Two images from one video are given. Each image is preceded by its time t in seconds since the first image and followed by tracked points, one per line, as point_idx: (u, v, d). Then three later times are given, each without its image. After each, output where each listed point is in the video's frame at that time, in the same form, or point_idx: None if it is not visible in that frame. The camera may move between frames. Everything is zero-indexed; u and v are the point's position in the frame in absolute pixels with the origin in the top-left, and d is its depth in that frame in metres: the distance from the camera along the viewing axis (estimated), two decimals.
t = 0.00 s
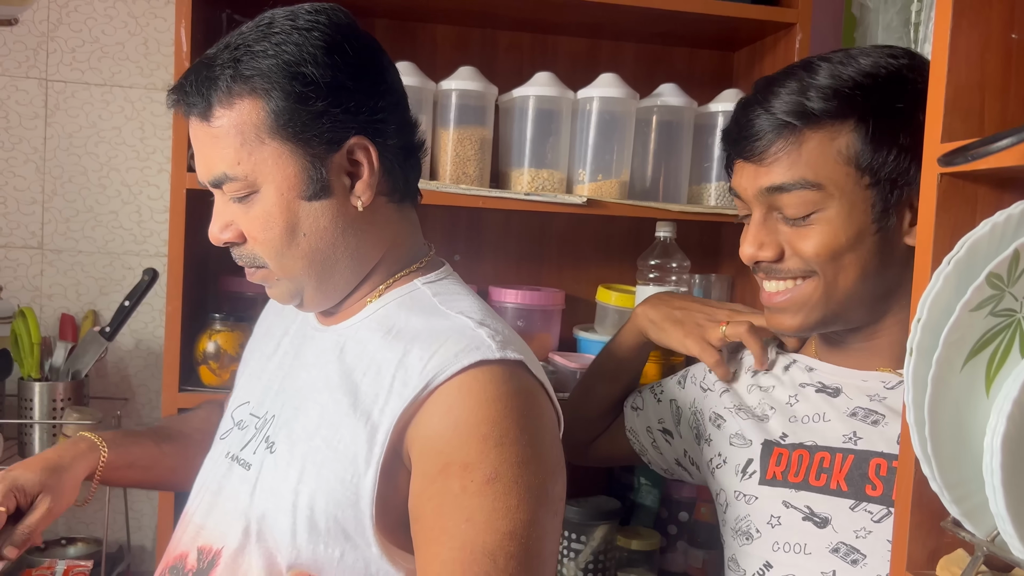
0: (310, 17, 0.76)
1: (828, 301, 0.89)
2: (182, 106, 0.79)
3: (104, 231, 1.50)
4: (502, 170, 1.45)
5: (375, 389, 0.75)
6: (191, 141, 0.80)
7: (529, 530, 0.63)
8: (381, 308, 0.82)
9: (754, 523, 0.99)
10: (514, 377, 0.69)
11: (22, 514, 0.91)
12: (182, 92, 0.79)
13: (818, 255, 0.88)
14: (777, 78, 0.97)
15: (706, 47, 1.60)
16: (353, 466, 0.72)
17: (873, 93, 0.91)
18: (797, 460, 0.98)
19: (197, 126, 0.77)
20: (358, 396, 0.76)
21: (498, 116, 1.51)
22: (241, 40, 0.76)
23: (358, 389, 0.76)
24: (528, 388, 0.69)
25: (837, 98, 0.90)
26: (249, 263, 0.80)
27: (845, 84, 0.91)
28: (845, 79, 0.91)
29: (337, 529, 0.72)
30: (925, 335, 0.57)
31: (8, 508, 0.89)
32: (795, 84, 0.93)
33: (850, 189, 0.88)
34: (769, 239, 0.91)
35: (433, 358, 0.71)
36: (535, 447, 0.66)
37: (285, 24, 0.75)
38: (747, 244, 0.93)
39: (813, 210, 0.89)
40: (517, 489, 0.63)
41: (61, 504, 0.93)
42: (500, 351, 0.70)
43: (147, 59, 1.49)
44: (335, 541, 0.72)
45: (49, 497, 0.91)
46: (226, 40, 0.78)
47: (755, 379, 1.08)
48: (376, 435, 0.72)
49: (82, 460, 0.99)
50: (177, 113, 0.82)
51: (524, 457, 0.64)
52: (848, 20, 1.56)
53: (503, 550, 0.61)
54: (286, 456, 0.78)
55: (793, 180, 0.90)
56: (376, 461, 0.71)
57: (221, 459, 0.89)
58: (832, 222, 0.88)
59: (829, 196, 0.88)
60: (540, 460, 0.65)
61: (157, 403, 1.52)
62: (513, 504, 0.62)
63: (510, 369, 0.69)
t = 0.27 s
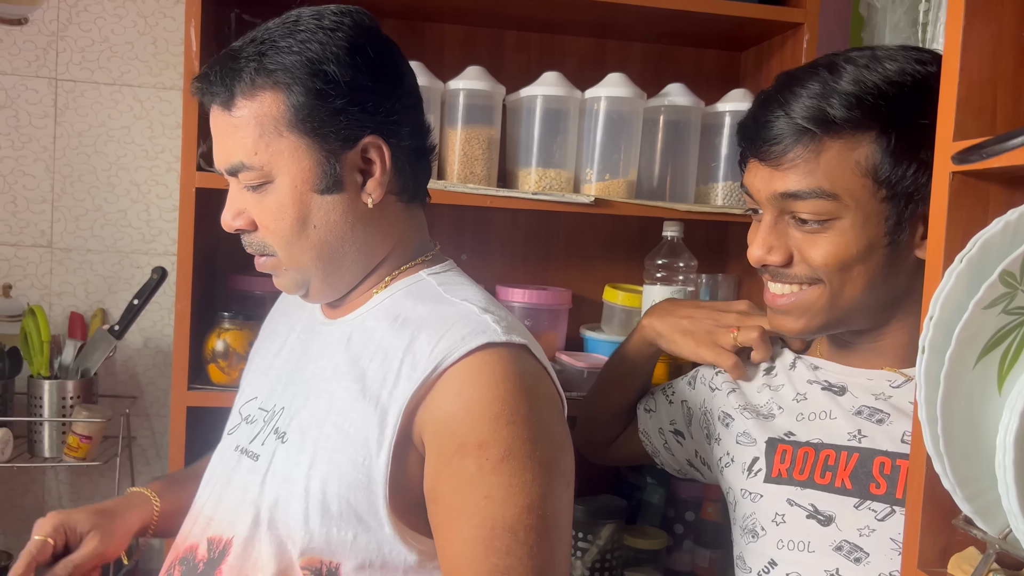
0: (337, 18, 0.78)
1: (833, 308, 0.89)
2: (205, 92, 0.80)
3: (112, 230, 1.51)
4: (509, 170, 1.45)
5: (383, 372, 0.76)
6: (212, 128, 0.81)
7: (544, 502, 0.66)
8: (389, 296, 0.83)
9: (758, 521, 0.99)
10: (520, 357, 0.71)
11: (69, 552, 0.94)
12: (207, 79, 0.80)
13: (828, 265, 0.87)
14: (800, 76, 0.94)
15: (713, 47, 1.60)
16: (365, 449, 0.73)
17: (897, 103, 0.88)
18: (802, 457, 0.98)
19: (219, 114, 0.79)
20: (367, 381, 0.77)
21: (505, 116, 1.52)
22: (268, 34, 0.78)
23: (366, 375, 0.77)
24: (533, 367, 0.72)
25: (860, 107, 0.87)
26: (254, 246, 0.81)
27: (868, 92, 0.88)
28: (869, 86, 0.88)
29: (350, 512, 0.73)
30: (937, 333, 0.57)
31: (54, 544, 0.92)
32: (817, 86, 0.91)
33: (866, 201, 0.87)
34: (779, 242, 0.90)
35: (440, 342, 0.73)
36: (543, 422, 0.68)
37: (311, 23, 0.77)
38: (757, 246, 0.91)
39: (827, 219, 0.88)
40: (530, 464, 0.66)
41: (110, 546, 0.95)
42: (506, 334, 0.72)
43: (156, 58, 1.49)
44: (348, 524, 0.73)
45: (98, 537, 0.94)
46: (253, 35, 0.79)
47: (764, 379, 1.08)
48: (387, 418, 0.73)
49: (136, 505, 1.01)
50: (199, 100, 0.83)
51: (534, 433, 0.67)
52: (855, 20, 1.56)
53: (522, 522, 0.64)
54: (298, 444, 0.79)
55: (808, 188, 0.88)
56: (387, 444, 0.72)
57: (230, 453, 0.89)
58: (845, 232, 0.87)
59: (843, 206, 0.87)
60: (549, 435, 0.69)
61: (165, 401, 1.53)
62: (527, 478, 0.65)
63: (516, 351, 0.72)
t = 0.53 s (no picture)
0: (340, 19, 0.79)
1: (840, 316, 0.89)
2: (210, 95, 0.80)
3: (118, 230, 1.51)
4: (515, 169, 1.45)
5: (389, 362, 0.77)
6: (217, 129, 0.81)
7: (558, 478, 0.67)
8: (391, 288, 0.83)
9: (760, 519, 0.99)
10: (525, 341, 0.72)
11: None
12: (211, 82, 0.80)
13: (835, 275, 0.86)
14: (810, 79, 0.92)
15: (720, 46, 1.60)
16: (374, 437, 0.74)
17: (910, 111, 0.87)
18: (805, 457, 0.97)
19: (224, 114, 0.79)
20: (373, 371, 0.78)
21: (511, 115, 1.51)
22: (272, 36, 0.78)
23: (372, 364, 0.78)
24: (537, 347, 0.73)
25: (871, 117, 0.86)
26: (261, 245, 0.81)
27: (879, 100, 0.86)
28: (880, 92, 0.87)
29: (361, 500, 0.74)
30: (947, 332, 0.56)
31: None
32: (829, 92, 0.89)
33: (876, 213, 0.86)
34: (787, 250, 0.89)
35: (444, 329, 0.74)
36: (551, 401, 0.69)
37: (315, 24, 0.78)
38: (764, 254, 0.90)
39: (836, 230, 0.87)
40: (541, 442, 0.66)
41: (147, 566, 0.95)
42: (509, 320, 0.73)
43: (161, 58, 1.49)
44: (358, 513, 0.74)
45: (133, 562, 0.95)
46: (258, 37, 0.80)
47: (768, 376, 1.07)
48: (394, 404, 0.74)
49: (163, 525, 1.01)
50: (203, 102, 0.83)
51: (543, 412, 0.68)
52: (862, 18, 1.55)
53: (538, 497, 0.65)
54: (306, 438, 0.79)
55: (819, 200, 0.87)
56: (397, 430, 0.73)
57: (238, 452, 0.89)
58: (855, 244, 0.86)
59: (853, 218, 0.86)
60: (558, 412, 0.69)
61: (171, 401, 1.53)
62: (539, 455, 0.66)
63: (522, 334, 0.73)
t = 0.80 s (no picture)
0: (338, 20, 0.79)
1: (844, 316, 0.88)
2: (213, 100, 0.80)
3: (123, 228, 1.51)
4: (519, 167, 1.45)
5: (393, 350, 0.78)
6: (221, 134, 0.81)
7: (539, 468, 0.68)
8: (394, 279, 0.83)
9: (761, 515, 0.99)
10: (522, 328, 0.74)
11: None
12: (214, 88, 0.80)
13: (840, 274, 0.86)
14: (819, 74, 0.90)
15: (724, 42, 1.59)
16: (376, 422, 0.75)
17: (921, 111, 0.86)
18: (807, 453, 0.97)
19: (229, 118, 0.79)
20: (376, 361, 0.78)
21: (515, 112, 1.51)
22: (271, 39, 0.78)
23: (375, 353, 0.79)
24: (535, 337, 0.74)
25: (881, 114, 0.84)
26: (269, 248, 0.81)
27: (889, 98, 0.85)
28: (891, 89, 0.85)
29: (366, 486, 0.74)
30: (954, 327, 0.56)
31: None
32: (839, 88, 0.88)
33: (883, 213, 0.85)
34: (791, 247, 0.88)
35: (447, 316, 0.75)
36: (542, 390, 0.70)
37: (313, 25, 0.78)
38: (768, 251, 0.89)
39: (842, 229, 0.86)
40: (525, 430, 0.68)
41: None
42: (510, 306, 0.74)
43: (165, 56, 1.49)
44: (365, 500, 0.75)
45: None
46: (257, 41, 0.80)
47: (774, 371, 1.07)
48: (397, 390, 0.75)
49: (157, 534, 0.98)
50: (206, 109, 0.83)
51: (531, 401, 0.69)
52: (867, 14, 1.55)
53: (513, 485, 0.66)
54: (314, 429, 0.80)
55: (824, 198, 0.86)
56: (399, 414, 0.74)
57: (245, 448, 0.88)
58: (860, 244, 0.86)
59: (859, 217, 0.85)
60: (546, 404, 0.70)
61: (176, 399, 1.53)
62: (522, 444, 0.67)
63: (520, 321, 0.74)
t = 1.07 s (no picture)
0: (332, 19, 0.79)
1: (853, 313, 0.88)
2: (206, 101, 0.80)
3: (130, 227, 1.51)
4: (525, 164, 1.45)
5: (402, 348, 0.78)
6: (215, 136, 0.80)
7: (554, 459, 0.68)
8: (401, 277, 0.83)
9: (769, 509, 0.99)
10: (530, 323, 0.74)
11: None
12: (207, 89, 0.79)
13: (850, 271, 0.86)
14: (829, 69, 0.90)
15: (731, 39, 1.59)
16: (389, 420, 0.75)
17: (931, 108, 0.85)
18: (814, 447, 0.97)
19: (224, 119, 0.78)
20: (387, 360, 0.78)
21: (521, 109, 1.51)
22: (267, 39, 0.78)
23: (384, 353, 0.79)
24: (542, 330, 0.75)
25: (890, 112, 0.84)
26: (268, 251, 0.81)
27: (899, 95, 0.84)
28: (901, 87, 0.85)
29: (378, 483, 0.75)
30: (962, 323, 0.55)
31: None
32: (848, 84, 0.87)
33: (892, 210, 0.85)
34: (800, 245, 0.88)
35: (454, 312, 0.75)
36: (552, 383, 0.71)
37: (308, 25, 0.78)
38: (776, 250, 0.89)
39: (852, 226, 0.86)
40: (538, 423, 0.68)
41: None
42: (517, 301, 0.74)
43: (172, 55, 1.49)
44: (377, 498, 0.75)
45: None
46: (252, 41, 0.80)
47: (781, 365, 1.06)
48: (409, 388, 0.75)
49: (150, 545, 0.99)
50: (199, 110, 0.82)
51: (543, 394, 0.69)
52: (875, 10, 1.54)
53: (530, 477, 0.67)
54: (322, 427, 0.80)
55: (834, 196, 0.85)
56: (412, 413, 0.74)
57: (252, 449, 0.87)
58: (870, 241, 0.85)
59: (868, 214, 0.85)
60: (557, 394, 0.71)
61: (183, 397, 1.53)
62: (536, 436, 0.68)
63: (528, 316, 0.74)
